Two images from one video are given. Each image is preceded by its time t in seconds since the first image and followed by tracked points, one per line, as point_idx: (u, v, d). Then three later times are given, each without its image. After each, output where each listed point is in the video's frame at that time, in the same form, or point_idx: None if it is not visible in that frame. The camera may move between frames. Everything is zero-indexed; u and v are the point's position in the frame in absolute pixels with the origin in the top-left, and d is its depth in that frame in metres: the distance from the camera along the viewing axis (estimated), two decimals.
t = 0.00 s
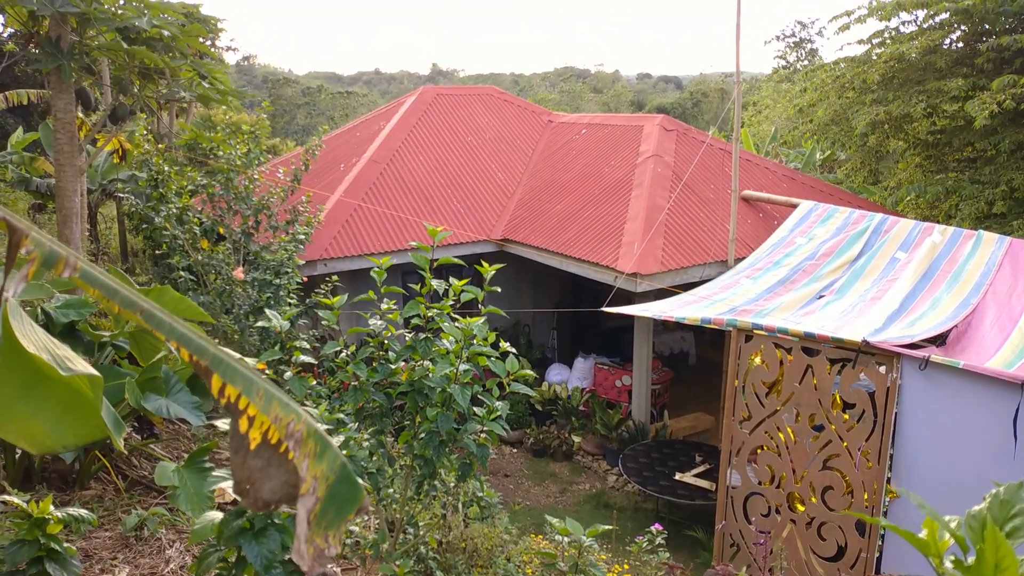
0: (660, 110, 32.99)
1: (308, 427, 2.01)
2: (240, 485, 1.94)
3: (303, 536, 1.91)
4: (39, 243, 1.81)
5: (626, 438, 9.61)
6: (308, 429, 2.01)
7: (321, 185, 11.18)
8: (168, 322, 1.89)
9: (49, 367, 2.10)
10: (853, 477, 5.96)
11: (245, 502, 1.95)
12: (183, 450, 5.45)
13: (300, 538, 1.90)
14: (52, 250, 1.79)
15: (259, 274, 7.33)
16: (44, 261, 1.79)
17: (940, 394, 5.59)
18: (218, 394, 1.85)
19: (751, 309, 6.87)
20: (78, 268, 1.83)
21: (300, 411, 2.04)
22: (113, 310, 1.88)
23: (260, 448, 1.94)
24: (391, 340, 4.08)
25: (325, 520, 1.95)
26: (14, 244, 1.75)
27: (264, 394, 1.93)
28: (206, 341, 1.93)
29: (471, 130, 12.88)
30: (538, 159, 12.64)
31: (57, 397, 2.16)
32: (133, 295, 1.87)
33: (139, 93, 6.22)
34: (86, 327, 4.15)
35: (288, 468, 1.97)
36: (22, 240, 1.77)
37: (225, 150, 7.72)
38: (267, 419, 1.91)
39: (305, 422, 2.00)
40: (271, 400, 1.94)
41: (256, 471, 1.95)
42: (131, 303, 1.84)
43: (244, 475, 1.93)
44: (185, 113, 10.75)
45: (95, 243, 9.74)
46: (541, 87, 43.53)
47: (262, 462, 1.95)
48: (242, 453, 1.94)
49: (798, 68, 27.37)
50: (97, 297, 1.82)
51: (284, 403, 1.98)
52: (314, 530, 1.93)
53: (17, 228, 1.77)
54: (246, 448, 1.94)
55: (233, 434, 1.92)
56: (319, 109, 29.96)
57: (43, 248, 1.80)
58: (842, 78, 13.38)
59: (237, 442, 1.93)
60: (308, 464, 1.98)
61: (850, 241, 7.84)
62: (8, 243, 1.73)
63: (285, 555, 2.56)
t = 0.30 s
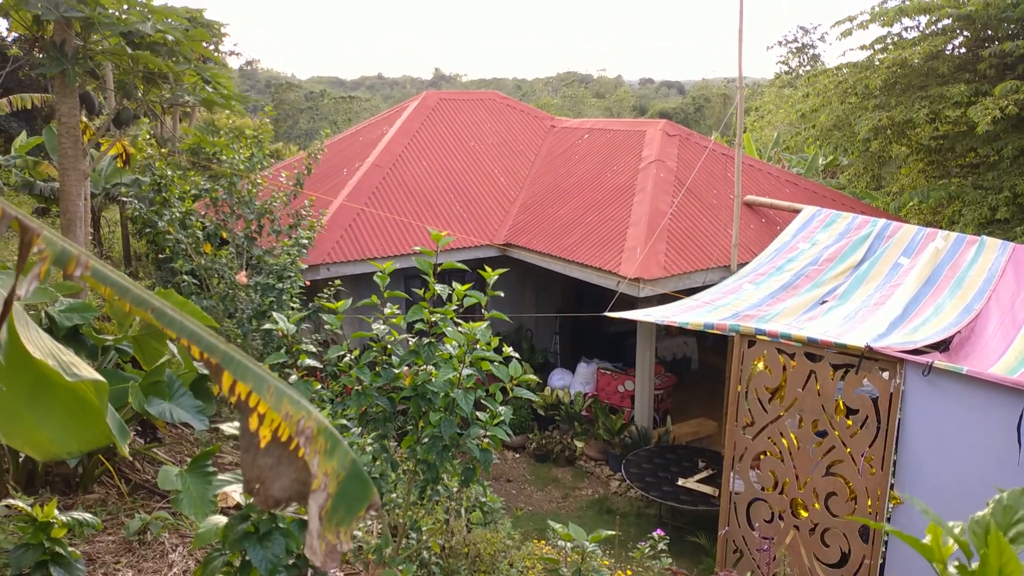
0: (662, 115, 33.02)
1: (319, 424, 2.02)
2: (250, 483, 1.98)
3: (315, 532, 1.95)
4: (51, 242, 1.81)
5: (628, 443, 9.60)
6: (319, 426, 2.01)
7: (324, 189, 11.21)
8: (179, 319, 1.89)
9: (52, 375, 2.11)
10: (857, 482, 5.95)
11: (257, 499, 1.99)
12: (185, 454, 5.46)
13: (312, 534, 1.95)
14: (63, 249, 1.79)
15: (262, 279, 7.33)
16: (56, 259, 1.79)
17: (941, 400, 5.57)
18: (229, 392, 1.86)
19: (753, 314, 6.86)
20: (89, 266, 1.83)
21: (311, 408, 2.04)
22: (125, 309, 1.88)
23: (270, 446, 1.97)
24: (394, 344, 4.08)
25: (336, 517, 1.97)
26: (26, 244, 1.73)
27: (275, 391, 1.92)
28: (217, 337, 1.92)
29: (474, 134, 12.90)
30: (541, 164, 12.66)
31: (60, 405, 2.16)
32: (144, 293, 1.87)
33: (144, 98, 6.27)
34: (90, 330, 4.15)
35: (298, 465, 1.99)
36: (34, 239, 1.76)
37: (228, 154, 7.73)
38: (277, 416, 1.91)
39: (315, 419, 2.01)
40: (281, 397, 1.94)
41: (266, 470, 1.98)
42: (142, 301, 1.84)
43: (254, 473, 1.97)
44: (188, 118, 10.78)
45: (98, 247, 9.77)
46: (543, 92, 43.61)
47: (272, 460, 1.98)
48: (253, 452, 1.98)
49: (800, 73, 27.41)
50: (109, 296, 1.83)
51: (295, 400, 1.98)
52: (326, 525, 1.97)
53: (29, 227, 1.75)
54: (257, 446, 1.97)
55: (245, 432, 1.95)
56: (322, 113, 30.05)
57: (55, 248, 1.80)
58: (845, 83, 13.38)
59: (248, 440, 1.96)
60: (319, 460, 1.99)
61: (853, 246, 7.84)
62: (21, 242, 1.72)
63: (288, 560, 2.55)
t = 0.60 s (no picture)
0: (668, 122, 33.06)
1: (325, 438, 2.02)
2: (254, 499, 1.93)
3: (321, 547, 1.94)
4: (62, 253, 1.81)
5: (634, 450, 9.57)
6: (325, 440, 2.02)
7: (331, 195, 11.24)
8: (188, 332, 1.90)
9: (72, 378, 2.12)
10: (864, 491, 5.91)
11: (260, 516, 1.93)
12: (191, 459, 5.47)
13: (318, 549, 1.94)
14: (76, 261, 1.79)
15: (269, 284, 7.35)
16: (67, 271, 1.78)
17: (951, 410, 5.52)
18: (238, 405, 1.85)
19: (760, 322, 6.84)
20: (100, 278, 1.83)
21: (317, 422, 2.04)
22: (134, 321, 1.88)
23: (275, 461, 1.93)
24: (402, 349, 4.07)
25: (342, 532, 1.99)
26: (38, 254, 1.73)
27: (283, 404, 1.94)
28: (226, 350, 1.93)
29: (481, 141, 12.93)
30: (547, 170, 12.68)
31: (79, 411, 2.19)
32: (154, 306, 1.88)
33: (152, 104, 6.31)
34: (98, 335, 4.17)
35: (304, 480, 1.97)
36: (46, 250, 1.76)
37: (235, 160, 7.77)
38: (286, 429, 1.91)
39: (322, 433, 2.01)
40: (289, 411, 1.95)
41: (272, 484, 1.93)
42: (153, 313, 1.85)
43: (260, 488, 1.92)
44: (197, 123, 10.83)
45: (106, 251, 9.81)
46: (549, 99, 43.69)
47: (278, 475, 1.94)
48: (258, 467, 1.93)
49: (807, 81, 27.42)
50: (120, 307, 1.84)
51: (302, 414, 1.99)
52: (332, 541, 1.97)
53: (42, 238, 1.75)
54: (262, 461, 1.92)
55: (249, 446, 1.90)
56: (328, 120, 30.16)
57: (67, 259, 1.79)
58: (852, 91, 13.37)
59: (254, 455, 1.91)
60: (326, 474, 1.99)
61: (860, 254, 7.82)
62: (34, 253, 1.71)
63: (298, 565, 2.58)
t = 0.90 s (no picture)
0: (672, 124, 33.04)
1: (333, 442, 2.05)
2: (262, 503, 1.94)
3: (329, 552, 1.97)
4: (69, 253, 1.80)
5: (637, 452, 9.56)
6: (334, 444, 2.05)
7: (335, 195, 11.26)
8: (195, 335, 1.91)
9: (82, 380, 2.15)
10: (867, 495, 5.89)
11: (267, 520, 1.95)
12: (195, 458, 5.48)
13: (327, 554, 1.97)
14: (83, 261, 1.79)
15: (273, 284, 7.36)
16: (74, 271, 1.78)
17: (952, 413, 5.52)
18: (246, 408, 1.87)
19: (764, 324, 6.83)
20: (107, 279, 1.83)
21: (324, 426, 2.07)
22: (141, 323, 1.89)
23: (283, 465, 1.95)
24: (405, 350, 4.08)
25: (350, 537, 2.02)
26: (45, 254, 1.72)
27: (292, 408, 1.96)
28: (233, 352, 1.95)
29: (485, 142, 12.94)
30: (551, 172, 12.69)
31: (92, 413, 2.20)
32: (161, 307, 1.89)
33: (158, 104, 6.35)
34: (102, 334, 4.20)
35: (312, 485, 1.99)
36: (53, 250, 1.75)
37: (240, 160, 7.78)
38: (295, 433, 1.93)
39: (329, 438, 2.03)
40: (297, 415, 1.97)
41: (279, 489, 1.94)
42: (160, 315, 1.86)
43: (269, 492, 1.93)
44: (202, 123, 10.84)
45: (110, 251, 9.84)
46: (554, 100, 43.67)
47: (286, 479, 1.96)
48: (266, 471, 1.93)
49: (812, 84, 27.38)
50: (127, 309, 1.84)
51: (310, 418, 2.01)
52: (339, 546, 2.00)
53: (48, 238, 1.75)
54: (269, 465, 1.92)
55: (257, 451, 1.90)
56: (333, 120, 30.16)
57: (74, 260, 1.79)
58: (857, 94, 13.35)
59: (261, 460, 1.91)
60: (334, 479, 2.01)
61: (864, 257, 7.80)
62: (41, 254, 1.70)
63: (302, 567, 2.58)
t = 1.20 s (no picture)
0: (671, 136, 33.20)
1: (339, 455, 2.03)
2: (266, 520, 1.98)
3: (337, 568, 1.93)
4: (72, 263, 1.81)
5: (636, 464, 9.53)
6: (340, 458, 2.02)
7: (336, 206, 11.29)
8: (200, 345, 1.88)
9: (79, 406, 2.13)
10: (867, 508, 5.89)
11: (273, 537, 1.99)
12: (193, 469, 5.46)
13: (334, 570, 1.92)
14: (86, 270, 1.79)
15: (272, 295, 7.36)
16: (77, 281, 1.78)
17: (952, 427, 5.51)
18: (251, 421, 1.82)
19: (764, 336, 6.83)
20: (111, 289, 1.82)
21: (330, 439, 2.04)
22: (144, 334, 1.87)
23: (288, 480, 1.97)
24: (405, 362, 4.09)
25: (357, 553, 1.97)
26: (48, 264, 1.72)
27: (296, 420, 1.93)
28: (238, 364, 1.91)
29: (486, 154, 12.99)
30: (551, 183, 12.72)
31: (87, 438, 2.19)
32: (165, 318, 1.87)
33: (160, 114, 6.39)
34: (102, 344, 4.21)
35: (317, 500, 2.00)
36: (56, 261, 1.75)
37: (240, 171, 7.80)
38: (299, 447, 1.91)
39: (336, 451, 2.01)
40: (302, 427, 1.95)
41: (283, 505, 1.97)
42: (163, 326, 1.84)
43: (272, 509, 1.96)
44: (203, 133, 10.88)
45: (111, 261, 9.85)
46: (554, 112, 43.87)
47: (290, 495, 1.98)
48: (270, 486, 1.97)
49: (811, 96, 27.54)
50: (131, 320, 1.83)
51: (315, 431, 1.99)
52: (347, 562, 1.95)
53: (52, 248, 1.75)
54: (274, 480, 1.96)
55: (262, 466, 1.94)
56: (333, 131, 30.22)
57: (77, 269, 1.79)
58: (856, 107, 13.42)
59: (266, 474, 1.95)
60: (340, 493, 1.99)
61: (863, 269, 7.82)
62: (45, 263, 1.70)
63: None
